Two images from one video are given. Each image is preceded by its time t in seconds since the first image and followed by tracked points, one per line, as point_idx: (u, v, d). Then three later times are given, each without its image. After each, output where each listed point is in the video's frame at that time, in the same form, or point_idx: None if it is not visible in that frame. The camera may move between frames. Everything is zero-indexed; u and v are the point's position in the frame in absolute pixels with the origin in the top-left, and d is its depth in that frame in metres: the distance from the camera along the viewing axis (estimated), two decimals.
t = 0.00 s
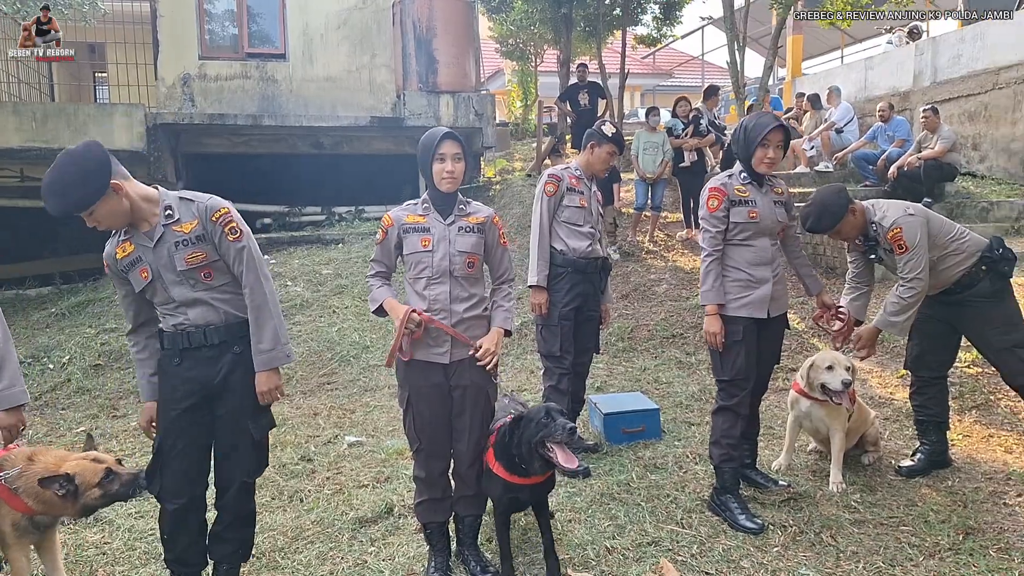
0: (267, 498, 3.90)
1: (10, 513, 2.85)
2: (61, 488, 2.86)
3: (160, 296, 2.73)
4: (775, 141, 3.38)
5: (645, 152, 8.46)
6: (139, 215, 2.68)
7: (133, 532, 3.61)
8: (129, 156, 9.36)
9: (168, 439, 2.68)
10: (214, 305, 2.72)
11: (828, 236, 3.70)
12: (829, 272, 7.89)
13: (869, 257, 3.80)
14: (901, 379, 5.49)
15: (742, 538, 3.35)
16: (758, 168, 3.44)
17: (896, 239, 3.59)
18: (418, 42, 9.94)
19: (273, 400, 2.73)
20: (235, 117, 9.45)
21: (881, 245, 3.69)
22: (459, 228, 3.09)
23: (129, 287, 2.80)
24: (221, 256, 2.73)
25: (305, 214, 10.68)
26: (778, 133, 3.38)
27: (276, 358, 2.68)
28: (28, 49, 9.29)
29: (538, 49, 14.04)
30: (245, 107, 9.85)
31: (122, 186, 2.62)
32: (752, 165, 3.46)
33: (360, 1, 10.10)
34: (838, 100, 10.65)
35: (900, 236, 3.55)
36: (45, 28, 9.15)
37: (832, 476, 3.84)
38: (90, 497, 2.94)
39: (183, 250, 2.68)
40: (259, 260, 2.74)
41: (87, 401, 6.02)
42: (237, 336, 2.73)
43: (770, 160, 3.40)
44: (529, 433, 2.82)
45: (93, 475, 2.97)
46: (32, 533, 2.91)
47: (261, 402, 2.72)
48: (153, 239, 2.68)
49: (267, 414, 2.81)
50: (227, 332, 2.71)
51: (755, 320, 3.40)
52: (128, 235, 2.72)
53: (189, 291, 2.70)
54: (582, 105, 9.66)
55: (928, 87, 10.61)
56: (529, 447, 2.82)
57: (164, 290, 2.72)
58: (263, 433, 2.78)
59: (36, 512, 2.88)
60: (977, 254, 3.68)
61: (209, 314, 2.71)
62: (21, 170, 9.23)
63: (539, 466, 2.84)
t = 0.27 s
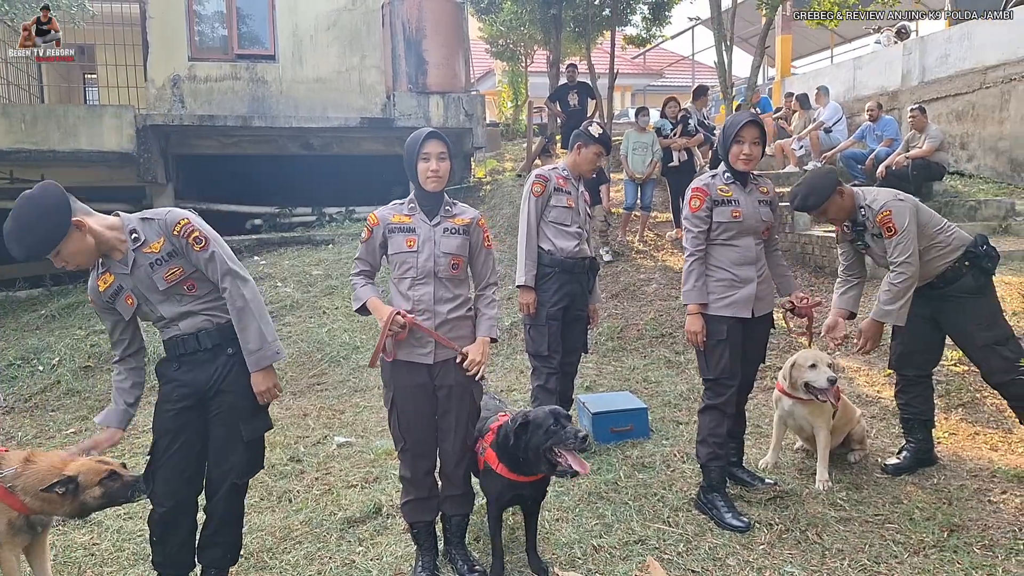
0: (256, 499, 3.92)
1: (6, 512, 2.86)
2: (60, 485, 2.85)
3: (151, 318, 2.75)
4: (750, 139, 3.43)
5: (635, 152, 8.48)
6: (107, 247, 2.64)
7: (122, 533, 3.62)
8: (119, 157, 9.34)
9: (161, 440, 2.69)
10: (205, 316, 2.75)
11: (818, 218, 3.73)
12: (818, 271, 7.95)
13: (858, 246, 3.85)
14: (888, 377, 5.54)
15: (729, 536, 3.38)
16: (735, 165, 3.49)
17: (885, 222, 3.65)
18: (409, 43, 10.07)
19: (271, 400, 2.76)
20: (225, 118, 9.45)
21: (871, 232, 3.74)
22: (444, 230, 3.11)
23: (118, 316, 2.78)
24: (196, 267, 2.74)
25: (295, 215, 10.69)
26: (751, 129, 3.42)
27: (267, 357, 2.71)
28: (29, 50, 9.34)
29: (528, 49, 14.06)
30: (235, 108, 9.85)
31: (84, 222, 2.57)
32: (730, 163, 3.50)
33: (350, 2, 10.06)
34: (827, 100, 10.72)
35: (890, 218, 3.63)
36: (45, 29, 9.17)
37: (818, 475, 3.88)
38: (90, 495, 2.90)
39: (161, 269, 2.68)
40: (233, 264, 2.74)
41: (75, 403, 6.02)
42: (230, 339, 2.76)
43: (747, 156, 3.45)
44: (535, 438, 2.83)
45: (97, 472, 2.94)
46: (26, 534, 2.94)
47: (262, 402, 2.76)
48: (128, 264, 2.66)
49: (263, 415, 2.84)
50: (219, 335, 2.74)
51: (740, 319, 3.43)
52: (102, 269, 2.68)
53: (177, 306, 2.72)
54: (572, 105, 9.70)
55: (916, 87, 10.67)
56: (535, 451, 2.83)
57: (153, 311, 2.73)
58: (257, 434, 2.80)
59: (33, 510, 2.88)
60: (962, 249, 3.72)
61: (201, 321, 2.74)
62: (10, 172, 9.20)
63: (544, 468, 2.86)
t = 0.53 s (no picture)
0: (251, 499, 3.94)
1: (15, 511, 2.92)
2: (73, 465, 3.01)
3: (138, 315, 2.77)
4: (739, 138, 3.46)
5: (632, 152, 8.51)
6: (96, 242, 2.67)
7: (118, 532, 3.64)
8: (116, 158, 9.36)
9: (153, 439, 2.71)
10: (192, 314, 2.76)
11: (831, 182, 3.74)
12: (814, 271, 7.97)
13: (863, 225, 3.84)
14: (882, 377, 5.56)
15: (721, 535, 3.40)
16: (724, 165, 3.53)
17: (892, 194, 3.65)
18: (405, 43, 9.92)
19: (256, 398, 2.78)
20: (222, 119, 9.47)
21: (876, 208, 3.74)
22: (435, 230, 3.13)
23: (106, 312, 2.80)
24: (184, 265, 2.75)
25: (292, 215, 10.72)
26: (740, 129, 3.45)
27: (253, 355, 2.73)
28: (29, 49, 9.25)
29: (526, 50, 14.07)
30: (232, 108, 9.86)
31: (72, 217, 2.61)
32: (721, 165, 3.54)
33: (346, 2, 10.11)
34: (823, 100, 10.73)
35: (906, 190, 3.62)
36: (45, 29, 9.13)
37: (811, 474, 3.90)
38: (98, 478, 3.05)
39: (148, 266, 2.70)
40: (219, 261, 2.76)
41: (72, 403, 6.04)
42: (218, 338, 2.78)
43: (737, 156, 3.48)
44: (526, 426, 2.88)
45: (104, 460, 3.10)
46: (30, 531, 2.96)
47: (245, 400, 2.77)
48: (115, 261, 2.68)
49: (251, 413, 2.86)
50: (208, 334, 2.76)
51: (731, 319, 3.46)
52: (91, 264, 2.71)
53: (164, 304, 2.74)
54: (568, 106, 9.72)
55: (913, 86, 10.68)
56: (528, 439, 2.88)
57: (139, 308, 2.75)
58: (248, 432, 2.82)
59: (45, 506, 2.97)
60: (956, 245, 3.75)
61: (189, 320, 2.76)
62: (8, 173, 9.23)
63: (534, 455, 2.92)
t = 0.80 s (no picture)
0: (248, 497, 3.95)
1: None
2: (18, 423, 2.94)
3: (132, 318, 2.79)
4: (731, 139, 3.46)
5: (629, 152, 8.44)
6: (87, 249, 2.66)
7: (115, 529, 3.66)
8: (117, 158, 9.38)
9: (151, 436, 2.73)
10: (187, 315, 2.78)
11: (872, 148, 3.75)
12: (813, 271, 7.97)
13: (886, 202, 3.85)
14: (880, 377, 5.57)
15: (716, 534, 3.41)
16: (718, 165, 3.54)
17: (930, 174, 3.68)
18: (405, 43, 9.97)
19: (255, 394, 2.82)
20: (223, 118, 9.49)
21: (906, 186, 3.76)
22: (432, 230, 3.14)
23: (101, 316, 2.82)
24: (176, 267, 2.76)
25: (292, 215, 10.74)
26: (732, 129, 3.45)
27: (249, 354, 2.75)
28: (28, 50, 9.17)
29: (526, 50, 14.08)
30: (232, 108, 9.88)
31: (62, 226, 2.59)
32: (717, 166, 3.54)
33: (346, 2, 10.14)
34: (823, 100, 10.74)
35: (946, 174, 3.64)
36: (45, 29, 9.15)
37: (806, 474, 3.91)
38: (49, 427, 2.98)
39: (140, 271, 2.71)
40: (211, 262, 2.78)
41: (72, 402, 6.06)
42: (213, 337, 2.80)
43: (730, 156, 3.48)
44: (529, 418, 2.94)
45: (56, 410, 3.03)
46: (13, 524, 2.97)
47: (243, 397, 2.81)
48: (107, 266, 2.69)
49: (249, 409, 2.88)
50: (203, 333, 2.78)
51: (725, 318, 3.46)
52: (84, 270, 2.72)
53: (159, 306, 2.76)
54: (568, 105, 9.74)
55: (914, 86, 10.68)
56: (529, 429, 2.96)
57: (134, 311, 2.77)
58: (246, 427, 2.86)
59: (20, 481, 2.98)
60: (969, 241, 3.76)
61: (184, 321, 2.78)
62: (9, 172, 9.26)
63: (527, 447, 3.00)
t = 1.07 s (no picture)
0: (246, 495, 3.95)
1: None
2: (21, 424, 2.86)
3: (127, 306, 2.82)
4: (727, 137, 3.48)
5: (630, 152, 8.52)
6: (88, 234, 2.69)
7: (114, 527, 3.67)
8: (117, 157, 9.39)
9: (143, 431, 2.74)
10: (178, 313, 2.78)
11: (928, 125, 3.69)
12: (813, 270, 7.97)
13: (924, 185, 3.79)
14: (880, 377, 5.57)
15: (713, 534, 3.42)
16: (717, 163, 3.56)
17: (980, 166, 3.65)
18: (405, 43, 9.99)
19: (240, 398, 2.80)
20: (223, 117, 9.50)
21: (950, 172, 3.71)
22: (431, 229, 3.14)
23: (96, 298, 2.88)
24: (175, 264, 2.77)
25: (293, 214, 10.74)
26: (729, 128, 3.47)
27: (236, 359, 2.74)
28: (28, 50, 9.27)
29: (526, 49, 14.06)
30: (232, 107, 9.89)
31: (64, 211, 2.62)
32: (718, 165, 3.56)
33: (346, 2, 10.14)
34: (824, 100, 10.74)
35: (996, 172, 3.63)
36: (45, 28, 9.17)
37: (806, 474, 3.91)
38: (55, 423, 2.91)
39: (138, 264, 2.73)
40: (210, 264, 2.77)
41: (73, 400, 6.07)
42: (206, 335, 2.80)
43: (726, 154, 3.50)
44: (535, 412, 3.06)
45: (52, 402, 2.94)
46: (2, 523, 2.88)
47: (228, 399, 2.79)
48: (107, 255, 2.72)
49: (243, 407, 2.88)
50: (195, 332, 2.78)
51: (720, 317, 3.47)
52: (85, 253, 2.76)
53: (152, 300, 2.78)
54: (569, 105, 9.75)
55: (916, 86, 10.66)
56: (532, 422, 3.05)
57: (129, 301, 2.80)
58: (239, 426, 2.86)
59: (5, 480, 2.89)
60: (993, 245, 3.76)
61: (177, 317, 2.78)
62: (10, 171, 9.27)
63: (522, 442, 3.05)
